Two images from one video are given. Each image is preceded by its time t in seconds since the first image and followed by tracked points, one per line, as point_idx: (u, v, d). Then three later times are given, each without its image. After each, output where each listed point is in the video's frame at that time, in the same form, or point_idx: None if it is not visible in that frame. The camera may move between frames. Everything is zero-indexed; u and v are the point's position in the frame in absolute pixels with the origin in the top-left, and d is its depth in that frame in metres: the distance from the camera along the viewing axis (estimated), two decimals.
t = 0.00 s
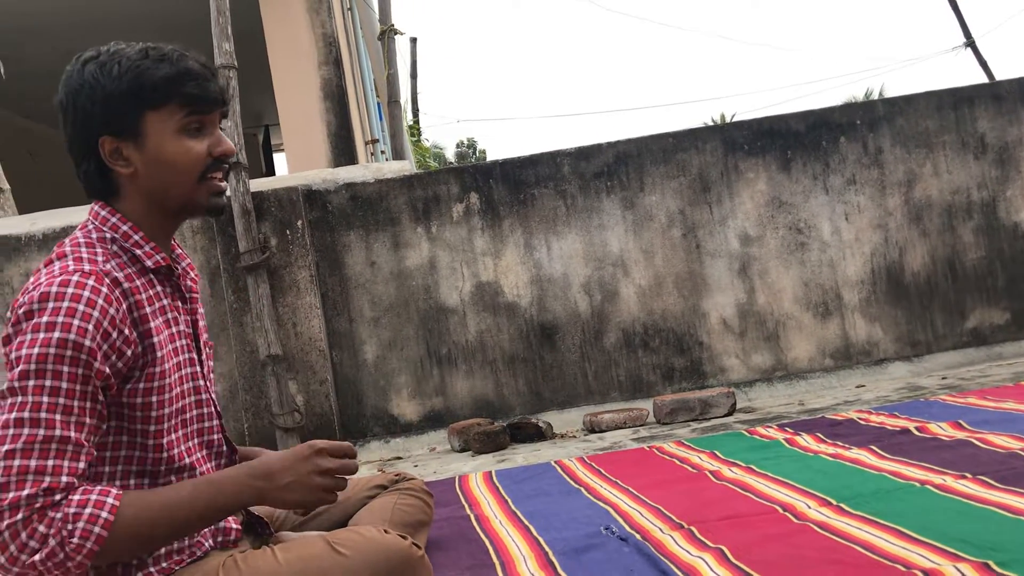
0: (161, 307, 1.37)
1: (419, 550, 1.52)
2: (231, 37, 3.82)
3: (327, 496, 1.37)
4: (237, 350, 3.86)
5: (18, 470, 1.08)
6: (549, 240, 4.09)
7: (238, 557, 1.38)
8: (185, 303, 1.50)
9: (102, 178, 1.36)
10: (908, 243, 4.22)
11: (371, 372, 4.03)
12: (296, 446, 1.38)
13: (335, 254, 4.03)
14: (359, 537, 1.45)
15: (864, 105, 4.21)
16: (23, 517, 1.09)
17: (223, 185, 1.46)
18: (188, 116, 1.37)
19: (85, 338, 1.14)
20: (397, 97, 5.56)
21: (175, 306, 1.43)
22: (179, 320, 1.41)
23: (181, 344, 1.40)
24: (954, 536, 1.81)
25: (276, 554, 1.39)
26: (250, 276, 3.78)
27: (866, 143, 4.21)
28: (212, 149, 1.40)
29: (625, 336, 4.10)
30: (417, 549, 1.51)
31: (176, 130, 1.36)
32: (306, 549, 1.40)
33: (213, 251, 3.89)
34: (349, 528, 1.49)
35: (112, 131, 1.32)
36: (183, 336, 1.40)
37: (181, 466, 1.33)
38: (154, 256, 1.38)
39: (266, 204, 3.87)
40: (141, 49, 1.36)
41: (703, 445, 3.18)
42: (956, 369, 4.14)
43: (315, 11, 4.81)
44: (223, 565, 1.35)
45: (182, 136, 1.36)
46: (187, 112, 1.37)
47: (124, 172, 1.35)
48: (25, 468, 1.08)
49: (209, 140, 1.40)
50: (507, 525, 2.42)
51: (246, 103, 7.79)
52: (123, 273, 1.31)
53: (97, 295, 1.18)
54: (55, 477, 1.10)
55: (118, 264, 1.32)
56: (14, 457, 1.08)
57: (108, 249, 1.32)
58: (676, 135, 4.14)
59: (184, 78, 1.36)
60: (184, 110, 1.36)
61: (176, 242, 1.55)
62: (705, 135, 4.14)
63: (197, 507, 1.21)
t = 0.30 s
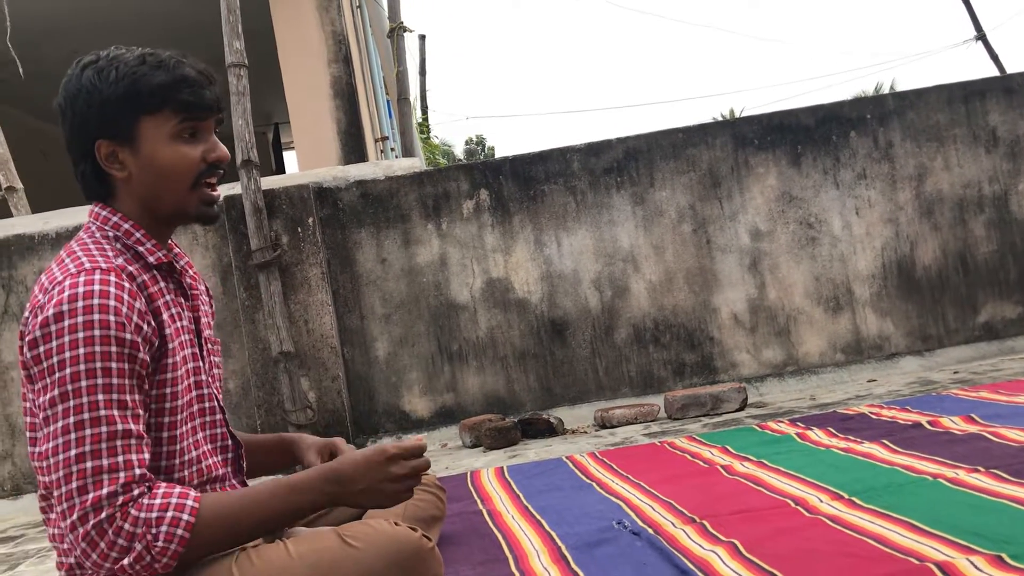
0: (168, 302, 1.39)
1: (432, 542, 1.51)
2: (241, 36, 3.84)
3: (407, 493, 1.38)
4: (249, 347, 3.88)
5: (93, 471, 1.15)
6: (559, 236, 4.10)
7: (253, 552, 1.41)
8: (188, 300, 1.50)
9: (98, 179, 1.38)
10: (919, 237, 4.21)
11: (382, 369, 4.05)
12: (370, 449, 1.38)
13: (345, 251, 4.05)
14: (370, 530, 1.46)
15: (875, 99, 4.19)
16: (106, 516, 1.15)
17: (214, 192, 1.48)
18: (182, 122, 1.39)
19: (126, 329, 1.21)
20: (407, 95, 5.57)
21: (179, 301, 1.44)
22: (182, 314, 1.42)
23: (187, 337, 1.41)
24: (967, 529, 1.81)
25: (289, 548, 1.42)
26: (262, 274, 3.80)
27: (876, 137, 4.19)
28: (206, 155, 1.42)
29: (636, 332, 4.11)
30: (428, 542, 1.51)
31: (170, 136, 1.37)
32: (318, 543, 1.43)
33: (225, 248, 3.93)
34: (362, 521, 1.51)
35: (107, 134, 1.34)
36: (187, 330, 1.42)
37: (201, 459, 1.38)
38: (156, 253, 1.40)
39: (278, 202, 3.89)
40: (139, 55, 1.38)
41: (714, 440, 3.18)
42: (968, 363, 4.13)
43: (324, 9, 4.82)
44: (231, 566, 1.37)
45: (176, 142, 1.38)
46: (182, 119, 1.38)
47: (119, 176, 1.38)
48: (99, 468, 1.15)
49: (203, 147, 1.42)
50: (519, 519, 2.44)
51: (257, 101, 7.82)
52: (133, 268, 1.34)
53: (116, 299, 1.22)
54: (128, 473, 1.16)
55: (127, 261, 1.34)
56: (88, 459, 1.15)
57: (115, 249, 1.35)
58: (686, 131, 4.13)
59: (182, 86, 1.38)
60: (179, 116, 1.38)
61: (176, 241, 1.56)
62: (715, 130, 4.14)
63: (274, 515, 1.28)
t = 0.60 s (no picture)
0: (184, 294, 1.40)
1: (439, 541, 1.55)
2: (250, 35, 3.85)
3: (417, 446, 1.33)
4: (258, 346, 3.89)
5: (116, 449, 1.16)
6: (568, 235, 4.09)
7: (262, 549, 1.42)
8: (204, 296, 1.51)
9: (114, 181, 1.39)
10: (930, 236, 4.19)
11: (391, 367, 4.05)
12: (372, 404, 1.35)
13: (355, 250, 4.05)
14: (378, 527, 1.50)
15: (885, 97, 4.17)
16: (128, 494, 1.16)
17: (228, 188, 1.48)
18: (193, 119, 1.39)
19: (144, 309, 1.22)
20: (415, 94, 5.57)
21: (195, 294, 1.45)
22: (199, 307, 1.43)
23: (202, 329, 1.42)
24: (979, 528, 1.80)
25: (298, 545, 1.44)
26: (271, 273, 3.81)
27: (887, 135, 4.17)
28: (218, 151, 1.42)
29: (645, 330, 4.10)
30: (436, 540, 1.54)
31: (183, 133, 1.37)
32: (326, 540, 1.45)
33: (234, 247, 3.94)
34: (370, 520, 1.54)
35: (122, 137, 1.34)
36: (203, 324, 1.42)
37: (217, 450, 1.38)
38: (173, 245, 1.42)
39: (287, 201, 3.89)
40: (145, 58, 1.37)
41: (724, 439, 3.17)
42: (979, 362, 4.11)
43: (333, 8, 4.83)
44: (246, 557, 1.39)
45: (189, 139, 1.38)
46: (192, 116, 1.38)
47: (135, 177, 1.38)
48: (122, 447, 1.16)
49: (215, 142, 1.42)
50: (529, 517, 2.44)
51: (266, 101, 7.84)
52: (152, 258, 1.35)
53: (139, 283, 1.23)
54: (151, 450, 1.17)
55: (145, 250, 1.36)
56: (110, 439, 1.16)
57: (135, 240, 1.36)
58: (696, 129, 4.12)
59: (189, 83, 1.38)
60: (189, 114, 1.37)
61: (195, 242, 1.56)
62: (725, 128, 4.13)
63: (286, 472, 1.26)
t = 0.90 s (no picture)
0: (192, 297, 1.41)
1: (450, 546, 1.56)
2: (261, 42, 3.87)
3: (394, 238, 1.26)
4: (268, 351, 3.89)
5: (214, 413, 1.18)
6: (577, 241, 4.09)
7: (271, 554, 1.42)
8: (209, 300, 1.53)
9: (127, 180, 1.41)
10: (940, 242, 4.17)
11: (400, 372, 4.05)
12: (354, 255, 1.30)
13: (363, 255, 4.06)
14: (388, 532, 1.51)
15: (895, 104, 4.16)
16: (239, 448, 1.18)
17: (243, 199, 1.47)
18: (214, 128, 1.39)
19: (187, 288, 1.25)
20: (425, 100, 5.59)
21: (202, 297, 1.46)
22: (207, 309, 1.44)
23: (213, 330, 1.43)
24: (990, 535, 1.79)
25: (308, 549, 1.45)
26: (281, 278, 3.82)
27: (897, 142, 4.16)
28: (235, 161, 1.41)
29: (654, 337, 4.09)
30: (447, 545, 1.56)
31: (202, 140, 1.38)
32: (336, 546, 1.46)
33: (244, 253, 3.95)
34: (380, 525, 1.55)
35: (142, 137, 1.36)
36: (213, 325, 1.44)
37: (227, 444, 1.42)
38: (177, 251, 1.43)
39: (296, 206, 3.91)
40: (177, 64, 1.40)
41: (733, 446, 3.16)
42: (989, 370, 4.09)
43: (343, 14, 4.85)
44: (255, 562, 1.39)
45: (207, 146, 1.38)
46: (214, 125, 1.39)
47: (151, 177, 1.39)
48: (215, 411, 1.18)
49: (233, 153, 1.41)
50: (537, 523, 2.43)
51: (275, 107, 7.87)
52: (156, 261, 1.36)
53: (150, 281, 1.24)
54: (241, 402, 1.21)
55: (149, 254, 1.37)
56: (200, 409, 1.18)
57: (139, 245, 1.37)
58: (705, 135, 4.12)
59: (216, 92, 1.40)
60: (211, 122, 1.39)
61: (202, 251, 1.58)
62: (734, 135, 4.13)
63: (349, 354, 1.25)
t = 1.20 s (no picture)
0: (209, 306, 1.41)
1: (457, 554, 1.60)
2: (271, 50, 3.89)
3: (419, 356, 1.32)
4: (276, 358, 3.90)
5: (171, 450, 1.17)
6: (585, 249, 4.09)
7: (280, 562, 1.42)
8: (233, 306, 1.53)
9: (149, 180, 1.42)
10: (950, 252, 4.16)
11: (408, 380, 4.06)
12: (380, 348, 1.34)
13: (372, 262, 4.07)
14: (395, 540, 1.52)
15: (905, 113, 4.16)
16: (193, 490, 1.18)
17: (264, 199, 1.48)
18: (234, 127, 1.41)
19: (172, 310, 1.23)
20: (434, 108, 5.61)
21: (222, 305, 1.46)
22: (227, 318, 1.44)
23: (231, 340, 1.43)
24: (1000, 546, 1.78)
25: (316, 557, 1.45)
26: (290, 285, 3.84)
27: (906, 151, 4.16)
28: (255, 161, 1.42)
29: (663, 345, 4.08)
30: (454, 554, 1.59)
31: (222, 139, 1.39)
32: (344, 553, 1.47)
33: (253, 260, 3.97)
34: (386, 533, 1.57)
35: (163, 136, 1.38)
36: (232, 334, 1.43)
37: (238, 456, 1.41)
38: (201, 258, 1.44)
39: (306, 214, 3.93)
40: (198, 63, 1.42)
41: (742, 455, 3.15)
42: (1000, 380, 4.07)
43: (353, 23, 4.87)
44: (265, 568, 1.39)
45: (227, 145, 1.40)
46: (234, 124, 1.41)
47: (171, 176, 1.41)
48: (176, 446, 1.18)
49: (253, 152, 1.43)
50: (544, 531, 2.43)
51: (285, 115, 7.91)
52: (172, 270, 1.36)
53: (154, 301, 1.23)
54: (204, 443, 1.19)
55: (167, 262, 1.37)
56: (161, 442, 1.18)
57: (159, 252, 1.38)
58: (714, 144, 4.12)
59: (237, 91, 1.41)
60: (231, 121, 1.40)
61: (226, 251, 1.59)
62: (743, 143, 4.12)
63: (333, 439, 1.30)
